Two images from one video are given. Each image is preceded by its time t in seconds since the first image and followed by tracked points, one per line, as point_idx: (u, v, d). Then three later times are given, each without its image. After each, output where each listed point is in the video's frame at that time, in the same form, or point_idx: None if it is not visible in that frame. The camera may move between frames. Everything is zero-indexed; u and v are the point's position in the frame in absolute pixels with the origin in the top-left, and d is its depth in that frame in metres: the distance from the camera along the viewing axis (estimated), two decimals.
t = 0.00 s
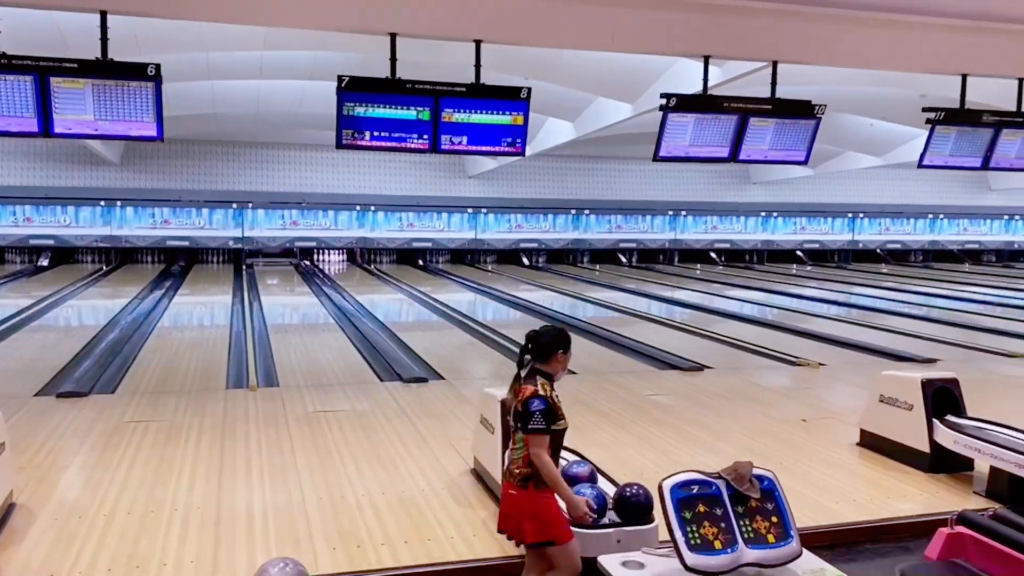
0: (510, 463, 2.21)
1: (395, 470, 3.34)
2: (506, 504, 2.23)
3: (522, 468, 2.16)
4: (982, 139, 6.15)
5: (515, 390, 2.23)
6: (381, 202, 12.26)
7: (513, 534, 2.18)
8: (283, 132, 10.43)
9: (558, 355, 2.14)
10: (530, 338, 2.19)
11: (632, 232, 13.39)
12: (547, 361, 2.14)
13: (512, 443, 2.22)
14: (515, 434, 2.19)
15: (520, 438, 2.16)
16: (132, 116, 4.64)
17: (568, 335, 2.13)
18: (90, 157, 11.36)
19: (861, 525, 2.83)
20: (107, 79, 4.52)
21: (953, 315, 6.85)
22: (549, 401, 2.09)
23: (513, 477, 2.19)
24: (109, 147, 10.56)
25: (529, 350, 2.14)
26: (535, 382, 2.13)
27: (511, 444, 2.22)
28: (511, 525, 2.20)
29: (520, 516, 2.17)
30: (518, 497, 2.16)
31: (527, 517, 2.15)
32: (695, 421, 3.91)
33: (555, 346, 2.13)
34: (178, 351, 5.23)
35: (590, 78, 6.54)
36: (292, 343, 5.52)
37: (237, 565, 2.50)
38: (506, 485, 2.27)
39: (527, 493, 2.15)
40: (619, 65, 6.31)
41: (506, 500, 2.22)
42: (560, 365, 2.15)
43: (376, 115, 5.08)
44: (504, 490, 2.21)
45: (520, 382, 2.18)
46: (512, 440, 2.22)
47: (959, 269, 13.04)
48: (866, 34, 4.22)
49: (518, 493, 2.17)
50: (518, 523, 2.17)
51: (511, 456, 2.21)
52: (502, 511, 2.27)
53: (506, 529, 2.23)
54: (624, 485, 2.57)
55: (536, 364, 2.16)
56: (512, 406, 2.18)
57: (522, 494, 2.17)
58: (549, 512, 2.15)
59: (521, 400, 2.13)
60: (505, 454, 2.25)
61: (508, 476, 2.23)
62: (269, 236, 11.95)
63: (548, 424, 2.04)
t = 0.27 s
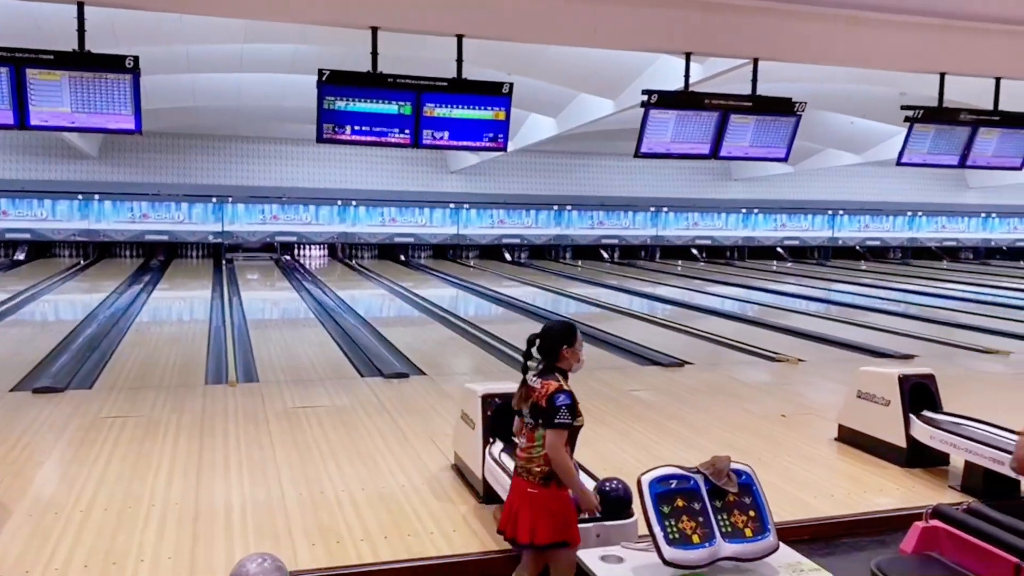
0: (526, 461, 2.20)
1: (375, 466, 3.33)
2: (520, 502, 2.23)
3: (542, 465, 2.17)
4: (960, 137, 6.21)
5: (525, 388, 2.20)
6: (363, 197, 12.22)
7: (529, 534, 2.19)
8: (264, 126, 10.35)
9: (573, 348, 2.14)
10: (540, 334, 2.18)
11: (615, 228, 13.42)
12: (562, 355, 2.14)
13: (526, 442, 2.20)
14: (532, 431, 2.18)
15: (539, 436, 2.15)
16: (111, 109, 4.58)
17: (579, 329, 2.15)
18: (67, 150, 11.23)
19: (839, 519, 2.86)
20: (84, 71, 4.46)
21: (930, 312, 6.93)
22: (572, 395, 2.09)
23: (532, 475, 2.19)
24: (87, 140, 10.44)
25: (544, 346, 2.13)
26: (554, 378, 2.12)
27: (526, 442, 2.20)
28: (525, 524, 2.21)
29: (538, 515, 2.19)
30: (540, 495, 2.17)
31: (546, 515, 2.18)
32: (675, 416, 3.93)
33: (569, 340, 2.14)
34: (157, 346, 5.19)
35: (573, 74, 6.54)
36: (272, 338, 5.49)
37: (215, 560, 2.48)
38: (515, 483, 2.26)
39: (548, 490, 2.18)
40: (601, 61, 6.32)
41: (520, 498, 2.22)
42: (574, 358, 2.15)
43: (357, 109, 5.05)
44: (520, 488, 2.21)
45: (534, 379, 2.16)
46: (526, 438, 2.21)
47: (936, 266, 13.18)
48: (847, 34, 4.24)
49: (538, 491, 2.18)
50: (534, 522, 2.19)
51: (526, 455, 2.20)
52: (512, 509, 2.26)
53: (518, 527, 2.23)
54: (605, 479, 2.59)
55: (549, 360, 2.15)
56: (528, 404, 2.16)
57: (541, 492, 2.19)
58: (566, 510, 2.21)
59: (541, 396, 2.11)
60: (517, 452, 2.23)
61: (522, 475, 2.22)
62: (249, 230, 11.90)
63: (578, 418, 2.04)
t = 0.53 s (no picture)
0: (522, 453, 2.18)
1: (351, 461, 3.32)
2: (514, 493, 2.21)
3: (539, 456, 2.14)
4: (933, 134, 6.28)
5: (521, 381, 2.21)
6: (339, 190, 12.17)
7: (523, 525, 2.18)
8: (240, 118, 10.26)
9: (564, 342, 2.16)
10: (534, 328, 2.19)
11: (593, 223, 13.46)
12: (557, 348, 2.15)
13: (522, 433, 2.18)
14: (529, 423, 2.16)
15: (536, 427, 2.14)
16: (84, 101, 4.53)
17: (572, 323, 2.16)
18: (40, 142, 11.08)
19: (811, 511, 2.90)
20: (57, 62, 4.40)
21: (903, 307, 7.01)
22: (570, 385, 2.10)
23: (528, 468, 2.17)
24: (60, 132, 10.30)
25: (539, 338, 2.14)
26: (551, 369, 2.12)
27: (522, 434, 2.18)
28: (520, 516, 2.19)
29: (533, 507, 2.17)
30: (536, 488, 2.16)
31: (541, 508, 2.17)
32: (652, 410, 3.96)
33: (564, 332, 2.15)
34: (131, 340, 5.14)
35: (551, 69, 6.55)
36: (248, 332, 5.46)
37: (189, 555, 2.47)
38: (510, 474, 2.24)
39: (544, 482, 2.16)
40: (580, 56, 6.33)
41: (515, 490, 2.20)
42: (569, 351, 2.17)
43: (334, 102, 5.03)
44: (516, 480, 2.18)
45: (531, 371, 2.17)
46: (522, 430, 2.19)
47: (909, 262, 13.33)
48: (821, 32, 4.27)
49: (534, 483, 2.16)
50: (529, 514, 2.18)
51: (522, 446, 2.18)
52: (506, 500, 2.24)
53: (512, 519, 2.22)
54: (581, 473, 2.61)
55: (544, 352, 2.16)
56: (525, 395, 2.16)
57: (537, 484, 2.17)
58: (560, 502, 2.20)
59: (539, 388, 2.12)
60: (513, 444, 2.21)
61: (518, 466, 2.20)
62: (225, 224, 11.83)
63: (578, 407, 2.05)
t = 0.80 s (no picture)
0: (493, 443, 2.17)
1: (321, 454, 3.30)
2: (486, 483, 2.19)
3: (509, 447, 2.12)
4: (901, 131, 6.36)
5: (496, 372, 2.21)
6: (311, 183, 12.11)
7: (492, 515, 2.17)
8: (210, 109, 10.15)
9: (535, 333, 2.13)
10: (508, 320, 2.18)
11: (566, 217, 13.56)
12: (528, 339, 2.12)
13: (494, 424, 2.18)
14: (501, 414, 2.15)
15: (507, 418, 2.13)
16: (48, 89, 4.46)
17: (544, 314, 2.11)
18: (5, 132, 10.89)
19: (779, 503, 2.93)
20: (21, 50, 4.32)
21: (871, 302, 7.11)
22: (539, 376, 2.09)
23: (499, 458, 2.15)
24: (25, 122, 10.14)
25: (509, 330, 2.12)
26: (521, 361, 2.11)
27: (494, 425, 2.18)
28: (490, 505, 2.18)
29: (501, 496, 2.15)
30: (506, 478, 2.13)
31: (510, 498, 2.14)
32: (623, 403, 3.97)
33: (535, 323, 2.12)
34: (97, 333, 5.08)
35: (525, 62, 6.54)
36: (218, 325, 5.41)
37: (157, 549, 2.45)
38: (484, 464, 2.22)
39: (514, 473, 2.13)
40: (553, 50, 6.33)
41: (487, 479, 2.19)
42: (542, 342, 2.14)
43: (304, 93, 4.98)
44: (488, 469, 2.17)
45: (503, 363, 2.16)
46: (495, 420, 2.18)
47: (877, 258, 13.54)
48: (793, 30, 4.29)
49: (504, 473, 2.14)
50: (499, 504, 2.16)
51: (494, 437, 2.17)
52: (479, 490, 2.24)
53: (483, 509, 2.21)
54: (552, 465, 2.62)
55: (516, 343, 2.15)
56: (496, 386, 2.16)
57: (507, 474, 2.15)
58: (531, 494, 2.17)
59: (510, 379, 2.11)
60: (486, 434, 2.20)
61: (490, 456, 2.19)
62: (194, 216, 11.77)
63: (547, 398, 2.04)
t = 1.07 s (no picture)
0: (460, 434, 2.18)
1: (288, 448, 3.27)
2: (453, 474, 2.20)
3: (474, 438, 2.12)
4: (866, 126, 6.44)
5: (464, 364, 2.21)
6: (279, 174, 11.97)
7: (458, 506, 2.17)
8: (174, 99, 9.98)
9: (499, 325, 2.12)
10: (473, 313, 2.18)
11: (536, 211, 13.46)
12: (491, 331, 2.12)
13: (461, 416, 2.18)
14: (466, 405, 2.16)
15: (471, 409, 2.13)
16: (7, 77, 4.37)
17: (508, 307, 2.10)
18: None
19: (744, 493, 2.96)
20: None
21: (837, 296, 7.19)
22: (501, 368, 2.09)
23: (465, 449, 2.15)
24: None
25: (472, 322, 2.12)
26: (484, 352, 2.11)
27: (461, 417, 2.18)
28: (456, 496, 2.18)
29: (466, 487, 2.16)
30: (470, 469, 2.14)
31: (475, 489, 2.14)
32: (591, 395, 3.99)
33: (498, 315, 2.11)
34: (57, 326, 4.98)
35: (495, 55, 6.52)
36: (183, 318, 5.33)
37: (119, 543, 2.41)
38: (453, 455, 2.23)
39: (478, 464, 2.13)
40: (523, 42, 6.32)
41: (453, 470, 2.19)
42: (506, 334, 2.12)
43: (270, 83, 4.92)
44: (454, 461, 2.17)
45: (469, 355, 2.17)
46: (462, 412, 2.19)
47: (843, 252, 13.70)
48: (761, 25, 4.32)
49: (469, 464, 2.14)
50: (464, 494, 2.16)
51: (461, 428, 2.18)
52: (447, 481, 2.24)
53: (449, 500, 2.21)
54: (519, 457, 2.62)
55: (481, 335, 2.14)
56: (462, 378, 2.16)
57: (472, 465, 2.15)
58: (497, 485, 2.16)
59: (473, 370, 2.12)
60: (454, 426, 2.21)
61: (457, 447, 2.19)
62: (159, 208, 11.58)
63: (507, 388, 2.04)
